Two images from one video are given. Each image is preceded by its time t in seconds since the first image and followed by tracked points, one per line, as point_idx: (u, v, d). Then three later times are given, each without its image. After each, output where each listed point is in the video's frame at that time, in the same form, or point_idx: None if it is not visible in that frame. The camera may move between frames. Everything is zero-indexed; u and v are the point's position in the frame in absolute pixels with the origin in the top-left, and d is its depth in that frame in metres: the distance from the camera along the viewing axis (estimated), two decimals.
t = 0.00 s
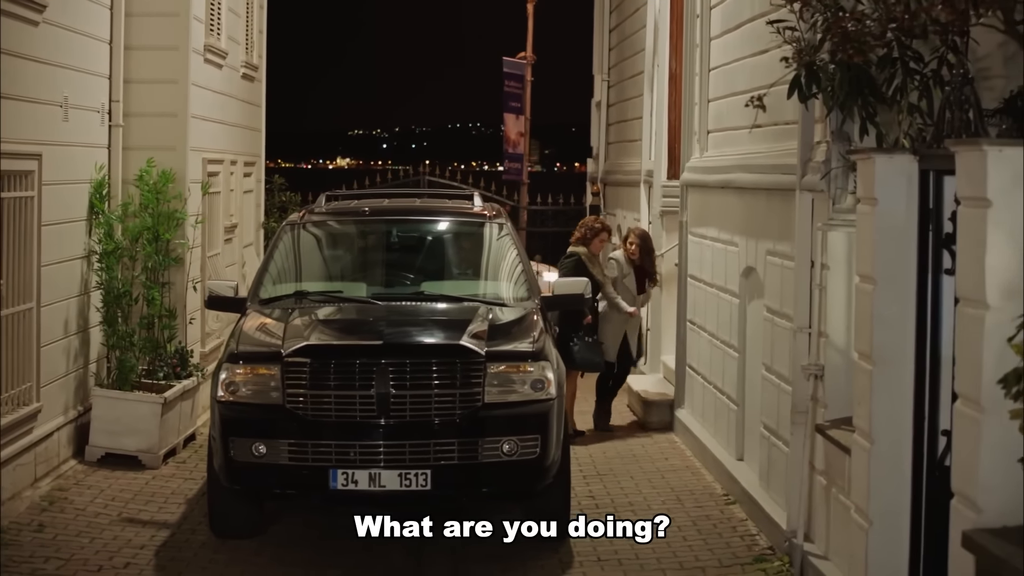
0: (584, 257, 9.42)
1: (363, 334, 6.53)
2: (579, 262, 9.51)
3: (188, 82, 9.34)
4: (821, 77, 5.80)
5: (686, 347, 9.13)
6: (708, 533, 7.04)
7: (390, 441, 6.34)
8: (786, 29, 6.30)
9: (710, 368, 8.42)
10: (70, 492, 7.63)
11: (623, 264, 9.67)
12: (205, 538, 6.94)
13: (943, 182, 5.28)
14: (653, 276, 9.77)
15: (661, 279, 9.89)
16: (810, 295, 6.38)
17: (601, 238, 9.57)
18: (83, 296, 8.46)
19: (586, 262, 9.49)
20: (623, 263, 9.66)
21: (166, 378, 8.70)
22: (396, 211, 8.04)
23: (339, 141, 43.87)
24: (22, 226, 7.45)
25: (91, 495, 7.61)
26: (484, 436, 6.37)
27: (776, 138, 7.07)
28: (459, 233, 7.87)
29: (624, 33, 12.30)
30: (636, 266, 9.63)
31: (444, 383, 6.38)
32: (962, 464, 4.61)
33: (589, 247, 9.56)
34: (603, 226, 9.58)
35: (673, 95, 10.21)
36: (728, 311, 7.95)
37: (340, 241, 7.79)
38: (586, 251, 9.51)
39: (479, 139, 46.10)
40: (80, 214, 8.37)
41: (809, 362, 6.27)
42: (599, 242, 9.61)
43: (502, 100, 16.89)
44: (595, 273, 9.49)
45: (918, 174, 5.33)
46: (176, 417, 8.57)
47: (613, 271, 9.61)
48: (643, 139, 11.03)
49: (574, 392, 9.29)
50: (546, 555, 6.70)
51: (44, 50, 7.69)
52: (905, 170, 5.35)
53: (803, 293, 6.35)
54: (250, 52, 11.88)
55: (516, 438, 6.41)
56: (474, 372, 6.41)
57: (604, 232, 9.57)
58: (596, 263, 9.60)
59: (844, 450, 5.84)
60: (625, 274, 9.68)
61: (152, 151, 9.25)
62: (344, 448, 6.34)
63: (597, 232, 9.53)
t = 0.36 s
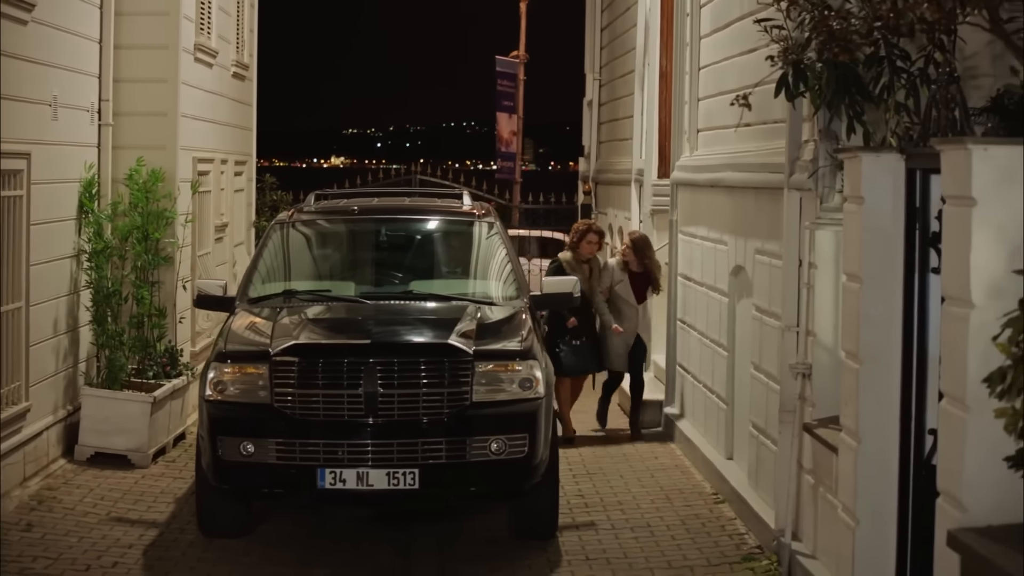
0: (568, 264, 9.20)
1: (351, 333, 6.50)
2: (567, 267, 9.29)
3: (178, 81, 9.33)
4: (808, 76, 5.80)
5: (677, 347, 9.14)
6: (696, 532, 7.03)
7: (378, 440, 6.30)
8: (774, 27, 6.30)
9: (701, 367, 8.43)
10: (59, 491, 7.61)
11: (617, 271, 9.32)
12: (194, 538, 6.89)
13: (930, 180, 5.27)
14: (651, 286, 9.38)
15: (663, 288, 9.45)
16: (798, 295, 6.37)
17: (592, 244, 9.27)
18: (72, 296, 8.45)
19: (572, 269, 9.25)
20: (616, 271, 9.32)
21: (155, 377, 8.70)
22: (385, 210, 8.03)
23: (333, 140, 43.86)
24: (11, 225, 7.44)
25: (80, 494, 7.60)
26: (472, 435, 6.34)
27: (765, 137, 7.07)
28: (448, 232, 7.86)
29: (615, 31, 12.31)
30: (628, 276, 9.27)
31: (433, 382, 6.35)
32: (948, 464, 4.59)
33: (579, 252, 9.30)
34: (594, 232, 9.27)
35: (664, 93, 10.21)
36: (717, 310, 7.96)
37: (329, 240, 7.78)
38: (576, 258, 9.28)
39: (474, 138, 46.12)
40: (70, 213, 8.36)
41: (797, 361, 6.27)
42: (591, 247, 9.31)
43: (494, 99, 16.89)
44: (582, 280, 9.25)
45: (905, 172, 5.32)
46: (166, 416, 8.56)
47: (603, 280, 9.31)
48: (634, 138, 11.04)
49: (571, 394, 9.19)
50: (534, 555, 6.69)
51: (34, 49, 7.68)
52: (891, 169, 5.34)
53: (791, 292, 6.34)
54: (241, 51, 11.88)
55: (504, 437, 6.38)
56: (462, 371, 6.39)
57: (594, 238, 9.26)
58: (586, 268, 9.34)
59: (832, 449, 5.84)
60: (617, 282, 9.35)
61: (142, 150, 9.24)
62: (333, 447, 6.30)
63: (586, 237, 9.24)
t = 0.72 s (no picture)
0: (551, 265, 9.07)
1: (338, 333, 6.48)
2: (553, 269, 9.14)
3: (166, 80, 9.30)
4: (795, 76, 5.80)
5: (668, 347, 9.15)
6: (684, 532, 7.03)
7: (365, 440, 6.27)
8: (761, 27, 6.30)
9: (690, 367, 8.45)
10: (46, 491, 7.58)
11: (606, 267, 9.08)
12: (181, 538, 6.84)
13: (916, 179, 5.25)
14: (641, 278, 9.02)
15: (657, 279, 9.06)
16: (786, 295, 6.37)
17: (579, 244, 9.09)
18: (60, 295, 8.42)
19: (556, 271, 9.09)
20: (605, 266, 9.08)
21: (143, 377, 8.68)
22: (373, 210, 8.01)
23: (323, 140, 43.79)
24: None
25: (67, 494, 7.57)
26: (460, 435, 6.32)
27: (752, 136, 7.08)
28: (436, 232, 7.85)
29: (605, 30, 12.31)
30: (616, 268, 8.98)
31: (420, 382, 6.32)
32: (934, 463, 4.59)
33: (566, 254, 9.14)
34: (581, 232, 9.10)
35: (653, 93, 10.21)
36: (705, 309, 7.97)
37: (316, 240, 7.75)
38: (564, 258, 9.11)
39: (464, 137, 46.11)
40: (58, 213, 8.34)
41: (784, 361, 6.27)
42: (579, 248, 9.13)
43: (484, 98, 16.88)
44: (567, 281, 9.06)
45: (891, 172, 5.32)
46: (154, 416, 8.54)
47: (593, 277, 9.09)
48: (623, 138, 11.05)
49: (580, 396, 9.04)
50: (521, 555, 6.67)
51: (21, 49, 7.65)
52: (877, 168, 5.33)
53: (779, 292, 6.34)
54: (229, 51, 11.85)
55: (491, 437, 6.36)
56: (449, 370, 6.36)
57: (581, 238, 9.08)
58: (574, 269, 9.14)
59: (819, 449, 5.84)
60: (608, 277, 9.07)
61: (130, 150, 9.22)
62: (320, 447, 6.27)
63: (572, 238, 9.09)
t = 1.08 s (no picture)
0: (548, 260, 8.97)
1: (324, 332, 6.44)
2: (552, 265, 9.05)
3: (152, 79, 9.25)
4: (782, 74, 5.80)
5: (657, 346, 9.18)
6: (670, 531, 7.03)
7: (351, 438, 6.23)
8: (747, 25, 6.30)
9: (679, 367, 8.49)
10: (32, 490, 7.51)
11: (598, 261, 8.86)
12: (167, 537, 6.76)
13: (903, 177, 5.27)
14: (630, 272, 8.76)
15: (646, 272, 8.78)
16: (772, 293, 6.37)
17: (576, 239, 8.96)
18: (46, 295, 8.37)
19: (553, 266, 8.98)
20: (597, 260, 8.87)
21: (130, 376, 8.63)
22: (359, 209, 7.96)
23: (310, 140, 43.69)
24: None
25: (53, 493, 7.50)
26: (446, 434, 6.29)
27: (739, 135, 7.07)
28: (423, 231, 7.81)
29: (591, 29, 12.31)
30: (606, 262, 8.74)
31: (406, 380, 6.29)
32: (919, 461, 4.59)
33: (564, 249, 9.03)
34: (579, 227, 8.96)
35: (639, 92, 10.20)
36: (692, 308, 7.98)
37: (303, 239, 7.72)
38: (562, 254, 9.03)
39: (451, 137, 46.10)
40: (43, 212, 8.29)
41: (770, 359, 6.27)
42: (577, 243, 9.00)
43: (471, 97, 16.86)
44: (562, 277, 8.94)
45: (877, 169, 5.30)
46: (140, 415, 8.49)
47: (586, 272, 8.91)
48: (609, 136, 11.04)
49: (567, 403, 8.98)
50: (508, 554, 6.65)
51: (7, 47, 7.60)
52: (864, 167, 5.33)
53: (765, 290, 6.34)
54: (216, 50, 11.81)
55: (477, 436, 6.33)
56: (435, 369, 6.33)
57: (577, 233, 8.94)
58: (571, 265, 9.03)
59: (805, 447, 5.83)
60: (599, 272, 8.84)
61: (116, 149, 9.17)
62: (305, 446, 6.23)
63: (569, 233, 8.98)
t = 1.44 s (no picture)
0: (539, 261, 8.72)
1: (311, 329, 6.40)
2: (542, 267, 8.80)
3: (139, 78, 9.20)
4: (769, 71, 5.79)
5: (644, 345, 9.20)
6: (657, 528, 7.03)
7: (338, 436, 6.20)
8: (734, 22, 6.30)
9: (667, 366, 8.50)
10: (19, 489, 7.44)
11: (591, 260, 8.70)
12: (153, 535, 6.70)
13: (889, 174, 5.25)
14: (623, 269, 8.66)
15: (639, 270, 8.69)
16: (759, 288, 6.37)
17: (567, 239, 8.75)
18: (32, 293, 8.31)
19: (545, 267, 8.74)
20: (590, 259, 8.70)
21: (116, 375, 8.58)
22: (345, 206, 7.91)
23: (296, 139, 43.59)
24: None
25: (40, 491, 7.43)
26: (433, 431, 6.26)
27: (726, 132, 7.08)
28: (410, 228, 7.78)
29: (577, 27, 12.30)
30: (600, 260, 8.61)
31: (393, 378, 6.26)
32: (907, 457, 4.59)
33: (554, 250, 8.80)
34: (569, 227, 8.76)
35: (625, 89, 10.20)
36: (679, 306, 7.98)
37: (289, 236, 7.67)
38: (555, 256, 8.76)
39: (436, 136, 46.08)
40: (29, 210, 8.23)
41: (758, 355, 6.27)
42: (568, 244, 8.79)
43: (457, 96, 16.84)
44: (555, 278, 8.72)
45: (864, 166, 5.30)
46: (127, 413, 8.43)
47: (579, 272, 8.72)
48: (596, 134, 11.03)
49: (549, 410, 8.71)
50: (496, 552, 6.63)
51: None
52: (851, 163, 5.33)
53: (752, 287, 6.34)
54: (202, 48, 11.77)
55: (465, 433, 6.31)
56: (422, 367, 6.31)
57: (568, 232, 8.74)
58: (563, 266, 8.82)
59: (793, 444, 5.83)
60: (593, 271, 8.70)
61: (102, 147, 9.12)
62: (293, 444, 6.20)
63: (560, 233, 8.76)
